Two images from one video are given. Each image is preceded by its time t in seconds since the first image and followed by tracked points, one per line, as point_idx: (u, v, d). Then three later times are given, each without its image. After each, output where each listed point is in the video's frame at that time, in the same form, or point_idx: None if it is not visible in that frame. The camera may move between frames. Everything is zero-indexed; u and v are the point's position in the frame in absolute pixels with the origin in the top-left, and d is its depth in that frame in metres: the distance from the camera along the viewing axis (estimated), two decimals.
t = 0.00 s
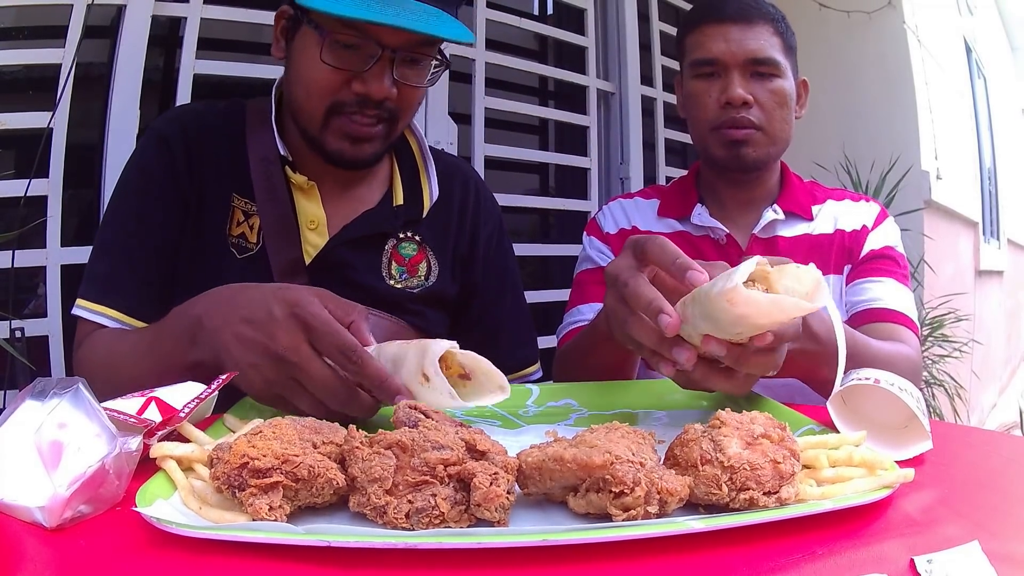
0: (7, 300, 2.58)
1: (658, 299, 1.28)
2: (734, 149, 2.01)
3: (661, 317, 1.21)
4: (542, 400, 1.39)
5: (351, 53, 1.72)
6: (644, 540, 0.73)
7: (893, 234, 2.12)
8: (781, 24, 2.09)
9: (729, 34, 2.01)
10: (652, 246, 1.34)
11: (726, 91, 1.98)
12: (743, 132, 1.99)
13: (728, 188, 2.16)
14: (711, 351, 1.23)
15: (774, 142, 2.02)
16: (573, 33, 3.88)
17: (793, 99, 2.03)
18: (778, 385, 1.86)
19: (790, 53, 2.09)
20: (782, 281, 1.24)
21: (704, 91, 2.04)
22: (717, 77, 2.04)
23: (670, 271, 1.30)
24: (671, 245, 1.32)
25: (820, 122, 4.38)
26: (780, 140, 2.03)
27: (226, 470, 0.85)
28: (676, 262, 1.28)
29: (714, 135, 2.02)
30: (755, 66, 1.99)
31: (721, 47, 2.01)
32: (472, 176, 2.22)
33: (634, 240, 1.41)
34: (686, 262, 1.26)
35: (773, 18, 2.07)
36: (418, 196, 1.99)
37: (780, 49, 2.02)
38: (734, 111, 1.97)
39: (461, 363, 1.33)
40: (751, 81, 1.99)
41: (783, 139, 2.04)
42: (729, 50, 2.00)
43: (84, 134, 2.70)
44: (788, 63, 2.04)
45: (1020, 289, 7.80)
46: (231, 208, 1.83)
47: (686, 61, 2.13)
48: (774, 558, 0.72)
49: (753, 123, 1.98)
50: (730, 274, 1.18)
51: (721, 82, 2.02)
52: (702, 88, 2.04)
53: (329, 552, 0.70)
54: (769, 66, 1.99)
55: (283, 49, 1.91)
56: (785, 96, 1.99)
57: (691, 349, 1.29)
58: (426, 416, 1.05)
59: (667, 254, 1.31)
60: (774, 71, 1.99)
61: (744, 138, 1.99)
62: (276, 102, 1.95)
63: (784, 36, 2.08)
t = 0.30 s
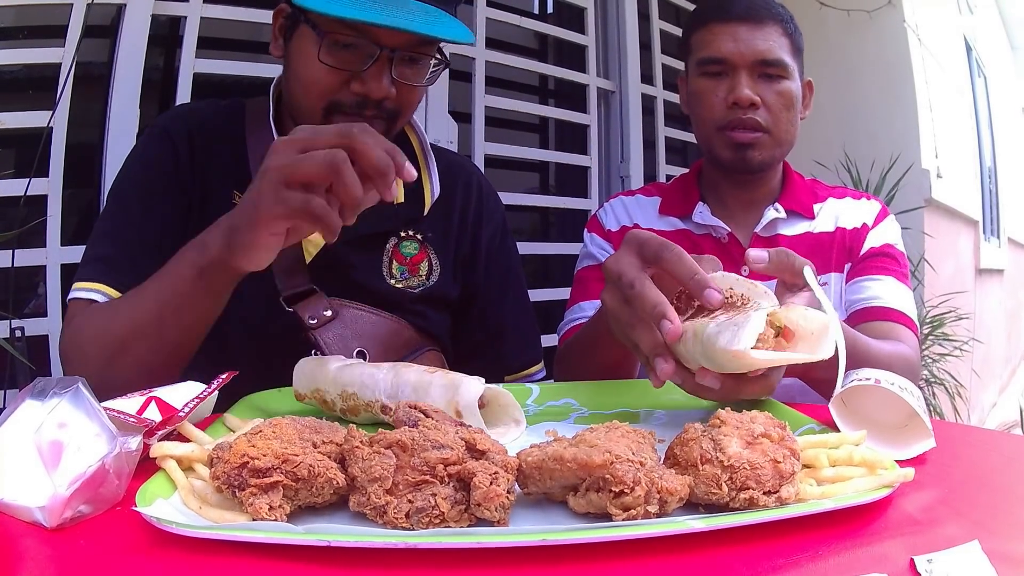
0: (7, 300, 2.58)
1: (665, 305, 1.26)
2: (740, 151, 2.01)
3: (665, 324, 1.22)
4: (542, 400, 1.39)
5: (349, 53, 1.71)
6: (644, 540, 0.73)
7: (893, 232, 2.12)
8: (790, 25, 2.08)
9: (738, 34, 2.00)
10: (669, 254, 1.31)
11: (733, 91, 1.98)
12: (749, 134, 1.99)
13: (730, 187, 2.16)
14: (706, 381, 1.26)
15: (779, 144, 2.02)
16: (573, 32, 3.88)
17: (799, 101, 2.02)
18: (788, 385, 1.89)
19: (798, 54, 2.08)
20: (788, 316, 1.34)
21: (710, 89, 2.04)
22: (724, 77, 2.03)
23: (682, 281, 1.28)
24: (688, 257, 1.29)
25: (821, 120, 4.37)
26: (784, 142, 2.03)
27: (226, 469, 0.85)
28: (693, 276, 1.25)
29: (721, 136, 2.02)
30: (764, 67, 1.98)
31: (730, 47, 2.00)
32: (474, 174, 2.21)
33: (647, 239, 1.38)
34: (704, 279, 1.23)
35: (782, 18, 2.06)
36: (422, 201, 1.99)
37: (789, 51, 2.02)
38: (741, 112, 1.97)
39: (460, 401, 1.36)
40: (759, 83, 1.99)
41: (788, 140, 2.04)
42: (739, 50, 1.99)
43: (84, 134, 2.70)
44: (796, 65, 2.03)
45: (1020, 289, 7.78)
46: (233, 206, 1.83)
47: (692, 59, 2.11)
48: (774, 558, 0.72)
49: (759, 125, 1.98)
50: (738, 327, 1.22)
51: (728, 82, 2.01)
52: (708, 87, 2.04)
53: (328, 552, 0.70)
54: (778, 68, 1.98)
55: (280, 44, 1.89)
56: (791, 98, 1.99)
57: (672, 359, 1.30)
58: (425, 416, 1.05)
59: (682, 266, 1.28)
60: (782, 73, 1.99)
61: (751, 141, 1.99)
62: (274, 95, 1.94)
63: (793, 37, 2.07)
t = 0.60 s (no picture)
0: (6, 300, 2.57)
1: (671, 309, 1.27)
2: (742, 154, 2.01)
3: (673, 329, 1.23)
4: (542, 400, 1.39)
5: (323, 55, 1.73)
6: (645, 540, 0.74)
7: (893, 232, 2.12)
8: (797, 28, 2.08)
9: (745, 36, 2.00)
10: (654, 258, 1.30)
11: (737, 94, 1.98)
12: (752, 138, 1.99)
13: (731, 189, 2.15)
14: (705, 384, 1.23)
15: (781, 149, 2.02)
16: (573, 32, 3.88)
17: (803, 106, 2.02)
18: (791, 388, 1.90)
19: (803, 57, 2.08)
20: (789, 319, 1.33)
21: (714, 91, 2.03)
22: (728, 79, 2.02)
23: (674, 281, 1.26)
24: (673, 256, 1.28)
25: (821, 120, 4.37)
26: (787, 147, 2.03)
27: (226, 469, 0.85)
28: (684, 275, 1.24)
29: (721, 139, 2.02)
30: (769, 71, 1.98)
31: (735, 48, 1.99)
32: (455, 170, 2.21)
33: (632, 241, 1.37)
34: (695, 274, 1.23)
35: (790, 22, 2.06)
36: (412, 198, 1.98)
37: (795, 55, 2.01)
38: (745, 116, 1.97)
39: (460, 403, 1.33)
40: (764, 86, 1.98)
41: (791, 144, 2.04)
42: (744, 52, 1.98)
43: (85, 134, 2.70)
44: (801, 68, 2.03)
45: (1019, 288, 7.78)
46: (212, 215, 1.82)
47: (697, 59, 2.11)
48: (774, 558, 0.72)
49: (762, 129, 1.98)
50: (741, 325, 1.21)
51: (732, 84, 2.01)
52: (713, 89, 2.03)
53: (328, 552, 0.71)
54: (783, 72, 1.98)
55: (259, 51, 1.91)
56: (795, 103, 1.99)
57: (676, 361, 1.29)
58: (425, 416, 1.05)
59: (670, 268, 1.27)
60: (787, 77, 1.99)
61: (752, 146, 1.99)
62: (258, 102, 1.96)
63: (799, 40, 2.07)
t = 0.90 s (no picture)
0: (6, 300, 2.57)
1: (669, 311, 1.26)
2: (742, 157, 2.01)
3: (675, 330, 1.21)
4: (543, 400, 1.39)
5: (287, 56, 1.77)
6: (645, 540, 0.73)
7: (893, 233, 2.12)
8: (801, 31, 2.07)
9: (749, 37, 1.99)
10: (632, 266, 1.30)
11: (740, 98, 1.97)
12: (753, 142, 1.99)
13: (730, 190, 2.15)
14: (714, 383, 1.23)
15: (783, 153, 2.03)
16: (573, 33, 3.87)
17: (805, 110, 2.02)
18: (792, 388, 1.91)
19: (807, 60, 2.07)
20: (788, 313, 1.34)
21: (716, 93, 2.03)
22: (731, 81, 2.02)
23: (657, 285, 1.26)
24: (651, 260, 1.28)
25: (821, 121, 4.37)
26: (788, 151, 2.04)
27: (226, 470, 0.85)
28: (666, 276, 1.23)
29: (722, 142, 2.02)
30: (773, 75, 1.97)
31: (739, 50, 1.99)
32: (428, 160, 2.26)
33: (611, 250, 1.38)
34: (677, 272, 1.20)
35: (795, 25, 2.05)
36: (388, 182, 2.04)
37: (799, 58, 2.01)
38: (747, 120, 1.97)
39: (460, 403, 1.33)
40: (768, 91, 1.98)
41: (791, 146, 2.04)
42: (748, 54, 1.98)
43: (85, 134, 2.70)
44: (804, 73, 2.02)
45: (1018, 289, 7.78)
46: (200, 222, 1.84)
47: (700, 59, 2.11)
48: (775, 558, 0.73)
49: (764, 134, 1.98)
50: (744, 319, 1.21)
51: (734, 87, 2.01)
52: (716, 91, 2.03)
53: (329, 552, 0.71)
54: (787, 76, 1.97)
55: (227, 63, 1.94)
56: (797, 107, 1.99)
57: (682, 362, 1.29)
58: (425, 416, 1.05)
59: (652, 274, 1.26)
60: (790, 81, 1.98)
61: (753, 148, 1.99)
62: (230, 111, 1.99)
63: (805, 44, 2.06)
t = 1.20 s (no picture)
0: (6, 300, 2.57)
1: (669, 306, 1.26)
2: (734, 158, 2.01)
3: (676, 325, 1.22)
4: (542, 400, 1.39)
5: (285, 57, 1.77)
6: (644, 540, 0.73)
7: (893, 232, 2.11)
8: (789, 27, 2.07)
9: (734, 39, 1.99)
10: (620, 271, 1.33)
11: (728, 99, 1.97)
12: (743, 143, 1.99)
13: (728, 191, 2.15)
14: (714, 379, 1.23)
15: (775, 152, 2.02)
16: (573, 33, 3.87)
17: (797, 108, 2.01)
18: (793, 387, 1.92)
19: (798, 58, 2.07)
20: (788, 312, 1.34)
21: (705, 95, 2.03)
22: (719, 83, 2.02)
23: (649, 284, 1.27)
24: (644, 261, 1.29)
25: (820, 121, 4.37)
26: (780, 151, 2.03)
27: (226, 470, 0.85)
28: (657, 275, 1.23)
29: (714, 143, 2.02)
30: (761, 74, 1.97)
31: (725, 52, 1.99)
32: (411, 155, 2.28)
33: (604, 253, 1.39)
34: (670, 270, 1.20)
35: (783, 22, 2.04)
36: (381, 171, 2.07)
37: (787, 56, 2.00)
38: (736, 121, 1.97)
39: (485, 389, 1.36)
40: (756, 90, 1.97)
41: (784, 147, 2.03)
42: (733, 56, 1.97)
43: (85, 134, 2.70)
44: (794, 70, 2.02)
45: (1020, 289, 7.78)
46: (196, 220, 1.85)
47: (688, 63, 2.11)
48: (774, 558, 0.72)
49: (754, 134, 1.98)
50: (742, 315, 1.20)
51: (723, 89, 2.00)
52: (704, 93, 2.03)
53: (329, 552, 0.71)
54: (776, 76, 1.96)
55: (223, 67, 1.94)
56: (789, 106, 1.98)
57: (682, 357, 1.29)
58: (425, 416, 1.05)
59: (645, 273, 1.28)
60: (779, 80, 1.97)
61: (744, 149, 1.99)
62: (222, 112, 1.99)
63: (793, 41, 2.06)
